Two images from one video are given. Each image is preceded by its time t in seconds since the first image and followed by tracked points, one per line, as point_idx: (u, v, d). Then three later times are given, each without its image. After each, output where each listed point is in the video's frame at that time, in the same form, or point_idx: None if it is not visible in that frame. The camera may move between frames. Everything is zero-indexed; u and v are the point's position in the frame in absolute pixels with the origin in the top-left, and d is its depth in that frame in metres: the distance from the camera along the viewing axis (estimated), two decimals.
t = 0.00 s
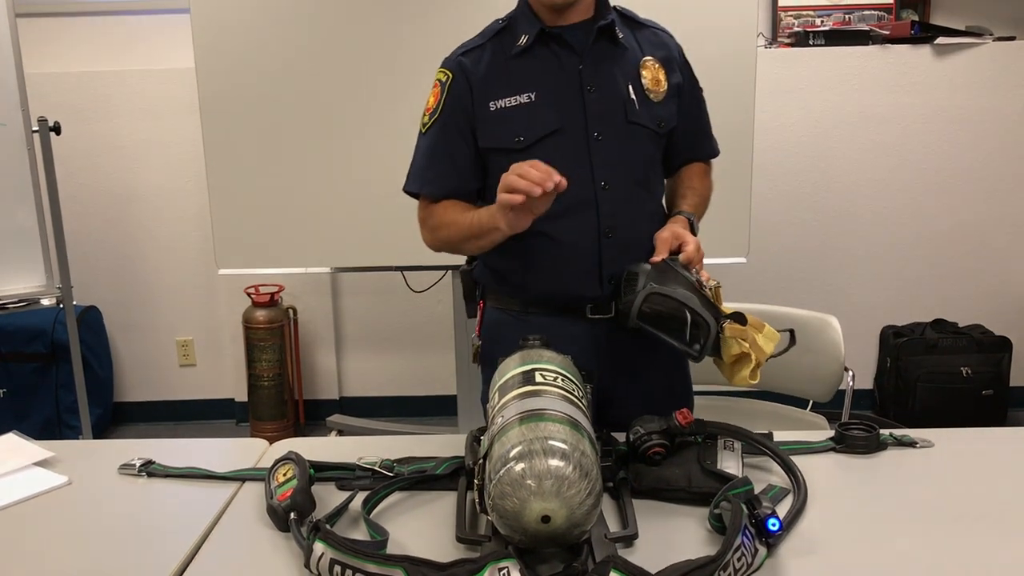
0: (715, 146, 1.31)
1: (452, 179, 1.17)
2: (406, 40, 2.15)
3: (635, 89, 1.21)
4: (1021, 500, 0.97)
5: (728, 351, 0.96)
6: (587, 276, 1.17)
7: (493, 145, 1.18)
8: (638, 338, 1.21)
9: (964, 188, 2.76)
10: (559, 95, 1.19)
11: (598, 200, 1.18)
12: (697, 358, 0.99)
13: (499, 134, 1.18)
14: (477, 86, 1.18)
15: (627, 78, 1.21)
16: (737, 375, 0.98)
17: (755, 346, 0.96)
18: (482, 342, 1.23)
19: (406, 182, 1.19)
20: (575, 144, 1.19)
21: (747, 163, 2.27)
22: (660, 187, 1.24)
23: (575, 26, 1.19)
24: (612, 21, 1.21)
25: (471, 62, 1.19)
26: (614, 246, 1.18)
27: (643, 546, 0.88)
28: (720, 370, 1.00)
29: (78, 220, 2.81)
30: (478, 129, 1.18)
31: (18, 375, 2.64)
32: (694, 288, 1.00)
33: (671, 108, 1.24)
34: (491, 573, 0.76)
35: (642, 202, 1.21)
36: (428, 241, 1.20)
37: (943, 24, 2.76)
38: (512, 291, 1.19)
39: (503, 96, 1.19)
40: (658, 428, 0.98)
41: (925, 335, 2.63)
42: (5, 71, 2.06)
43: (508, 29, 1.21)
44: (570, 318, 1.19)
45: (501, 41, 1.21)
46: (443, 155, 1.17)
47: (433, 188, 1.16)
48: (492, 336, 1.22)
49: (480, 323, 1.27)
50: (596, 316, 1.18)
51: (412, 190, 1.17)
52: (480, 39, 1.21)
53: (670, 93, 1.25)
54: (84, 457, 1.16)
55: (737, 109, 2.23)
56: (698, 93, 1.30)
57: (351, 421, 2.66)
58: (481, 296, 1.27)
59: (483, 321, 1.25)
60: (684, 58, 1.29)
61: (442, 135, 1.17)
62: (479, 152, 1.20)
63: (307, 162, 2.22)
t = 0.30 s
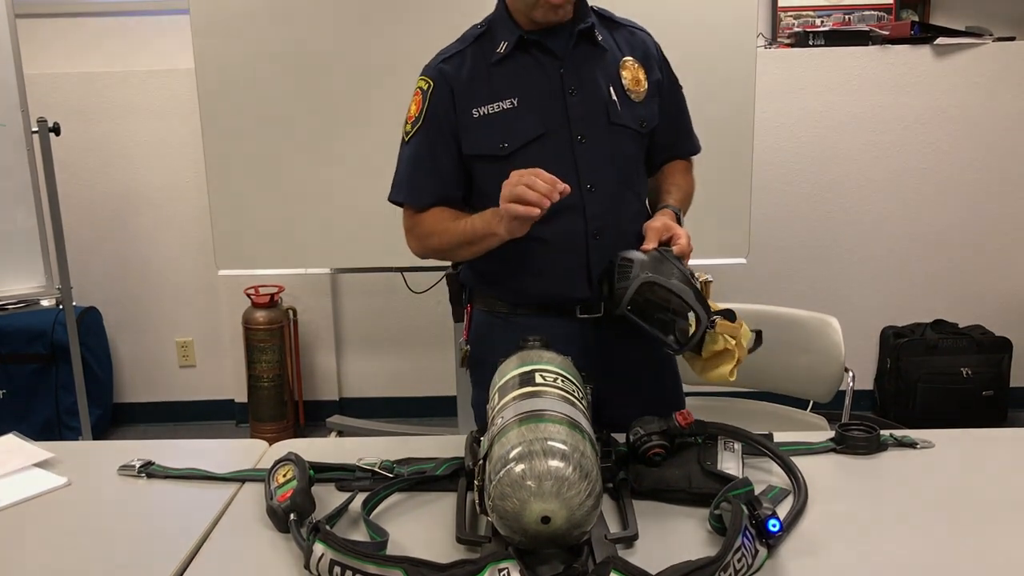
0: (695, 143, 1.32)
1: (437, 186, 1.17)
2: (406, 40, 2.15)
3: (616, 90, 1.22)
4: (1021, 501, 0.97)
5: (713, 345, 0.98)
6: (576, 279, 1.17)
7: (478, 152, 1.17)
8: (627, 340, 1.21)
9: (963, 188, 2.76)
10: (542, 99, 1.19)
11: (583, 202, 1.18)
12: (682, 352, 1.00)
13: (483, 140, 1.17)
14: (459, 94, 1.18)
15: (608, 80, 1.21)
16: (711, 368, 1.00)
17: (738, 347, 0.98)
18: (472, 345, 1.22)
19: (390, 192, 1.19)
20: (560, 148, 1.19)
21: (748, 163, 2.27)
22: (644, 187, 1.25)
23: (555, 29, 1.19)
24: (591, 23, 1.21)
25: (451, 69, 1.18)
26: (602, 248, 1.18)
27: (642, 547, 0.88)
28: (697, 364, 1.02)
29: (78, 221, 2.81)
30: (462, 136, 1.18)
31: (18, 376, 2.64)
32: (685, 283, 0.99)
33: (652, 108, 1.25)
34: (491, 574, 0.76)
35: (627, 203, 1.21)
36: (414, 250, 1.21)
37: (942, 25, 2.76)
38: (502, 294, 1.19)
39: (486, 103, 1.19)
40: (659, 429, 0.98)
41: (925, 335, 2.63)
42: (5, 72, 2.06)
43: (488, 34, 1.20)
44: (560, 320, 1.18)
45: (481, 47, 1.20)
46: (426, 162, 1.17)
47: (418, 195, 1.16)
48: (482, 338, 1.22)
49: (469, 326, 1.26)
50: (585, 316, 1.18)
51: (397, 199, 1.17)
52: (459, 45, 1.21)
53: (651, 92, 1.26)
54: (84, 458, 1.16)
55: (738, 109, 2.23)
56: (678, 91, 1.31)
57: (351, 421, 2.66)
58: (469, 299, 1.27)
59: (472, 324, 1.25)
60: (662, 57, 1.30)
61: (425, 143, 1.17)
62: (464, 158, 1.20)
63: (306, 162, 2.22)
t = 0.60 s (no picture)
0: (688, 139, 1.32)
1: (431, 188, 1.17)
2: (406, 38, 2.15)
3: (608, 88, 1.22)
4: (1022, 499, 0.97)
5: (710, 346, 0.98)
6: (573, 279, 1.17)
7: (471, 153, 1.17)
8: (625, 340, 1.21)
9: (964, 187, 2.76)
10: (535, 99, 1.19)
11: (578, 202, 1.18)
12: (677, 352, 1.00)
13: (477, 141, 1.17)
14: (452, 96, 1.18)
15: (601, 79, 1.21)
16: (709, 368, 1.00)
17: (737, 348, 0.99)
18: (469, 344, 1.22)
19: (385, 194, 1.19)
20: (554, 148, 1.19)
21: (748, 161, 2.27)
22: (638, 186, 1.25)
23: (546, 29, 1.19)
24: (583, 22, 1.21)
25: (444, 70, 1.18)
26: (597, 247, 1.19)
27: (642, 545, 0.88)
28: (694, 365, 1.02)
29: (78, 219, 2.81)
30: (456, 137, 1.18)
31: (18, 375, 2.64)
32: (684, 282, 0.99)
33: (645, 106, 1.25)
34: (491, 572, 0.76)
35: (621, 201, 1.21)
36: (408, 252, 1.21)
37: (943, 23, 2.76)
38: (499, 293, 1.19)
39: (479, 104, 1.18)
40: (659, 427, 0.98)
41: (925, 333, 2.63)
42: (5, 70, 2.06)
43: (480, 34, 1.20)
44: (558, 320, 1.19)
45: (473, 47, 1.20)
46: (420, 164, 1.17)
47: (413, 196, 1.16)
48: (477, 338, 1.22)
49: (465, 325, 1.25)
50: (582, 314, 1.18)
51: (391, 201, 1.17)
52: (451, 46, 1.20)
53: (643, 90, 1.26)
54: (84, 457, 1.16)
55: (738, 107, 2.23)
56: (671, 88, 1.31)
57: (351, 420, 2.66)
58: (465, 298, 1.27)
59: (468, 323, 1.24)
60: (654, 54, 1.30)
61: (420, 146, 1.17)
62: (458, 159, 1.19)
63: (306, 160, 2.22)
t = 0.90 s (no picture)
0: (693, 135, 1.32)
1: (437, 187, 1.17)
2: (405, 37, 2.14)
3: (611, 86, 1.21)
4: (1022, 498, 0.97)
5: (717, 344, 1.00)
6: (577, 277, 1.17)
7: (475, 153, 1.17)
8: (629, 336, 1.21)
9: (964, 185, 2.76)
10: (537, 98, 1.19)
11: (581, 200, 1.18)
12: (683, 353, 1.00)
13: (481, 141, 1.17)
14: (455, 96, 1.18)
15: (603, 76, 1.21)
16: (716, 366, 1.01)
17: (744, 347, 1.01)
18: (472, 343, 1.22)
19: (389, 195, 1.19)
20: (557, 147, 1.19)
21: (748, 160, 2.27)
22: (642, 183, 1.25)
23: (549, 28, 1.19)
24: (585, 21, 1.20)
25: (447, 71, 1.18)
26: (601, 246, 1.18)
27: (642, 544, 0.88)
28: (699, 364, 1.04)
29: (78, 217, 2.81)
30: (459, 137, 1.18)
31: (18, 373, 2.64)
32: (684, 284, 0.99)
33: (648, 102, 1.25)
34: (491, 570, 0.76)
35: (625, 199, 1.21)
36: (411, 250, 1.21)
37: (943, 21, 2.76)
38: (504, 291, 1.19)
39: (482, 103, 1.18)
40: (659, 425, 0.98)
41: (925, 332, 2.63)
42: (5, 68, 2.06)
43: (482, 34, 1.20)
44: (561, 318, 1.18)
45: (476, 47, 1.20)
46: (425, 164, 1.17)
47: (417, 196, 1.16)
48: (483, 336, 1.23)
49: (470, 323, 1.26)
50: (587, 313, 1.18)
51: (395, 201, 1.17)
52: (454, 46, 1.21)
53: (647, 86, 1.25)
54: (84, 455, 1.16)
55: (738, 106, 2.23)
56: (675, 83, 1.31)
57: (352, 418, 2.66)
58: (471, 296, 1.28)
59: (472, 321, 1.24)
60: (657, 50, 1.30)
61: (423, 147, 1.17)
62: (462, 159, 1.19)
63: (306, 159, 2.22)
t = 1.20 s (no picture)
0: (706, 136, 1.32)
1: (447, 185, 1.18)
2: (406, 37, 2.15)
3: (624, 86, 1.21)
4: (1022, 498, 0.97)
5: (729, 345, 0.99)
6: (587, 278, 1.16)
7: (486, 151, 1.18)
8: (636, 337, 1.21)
9: (964, 185, 2.76)
10: (549, 97, 1.19)
11: (591, 200, 1.19)
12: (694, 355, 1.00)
13: (492, 139, 1.17)
14: (467, 93, 1.18)
15: (617, 77, 1.21)
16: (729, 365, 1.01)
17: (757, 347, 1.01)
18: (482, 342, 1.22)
19: (398, 190, 1.19)
20: (568, 146, 1.19)
21: (748, 160, 2.27)
22: (654, 184, 1.25)
23: (563, 27, 1.19)
24: (599, 21, 1.20)
25: (460, 68, 1.18)
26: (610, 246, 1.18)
27: (643, 544, 0.88)
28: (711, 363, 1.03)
29: (78, 218, 2.81)
30: (470, 135, 1.18)
31: (18, 373, 2.64)
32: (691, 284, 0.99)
33: (661, 103, 1.25)
34: (491, 571, 0.76)
35: (635, 200, 1.21)
36: (417, 246, 1.21)
37: (943, 22, 2.76)
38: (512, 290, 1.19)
39: (494, 102, 1.19)
40: (659, 425, 0.98)
41: (925, 332, 2.63)
42: (5, 68, 2.06)
43: (496, 32, 1.20)
44: (567, 317, 1.19)
45: (489, 45, 1.20)
46: (435, 162, 1.17)
47: (427, 193, 1.16)
48: (492, 335, 1.23)
49: (480, 321, 1.27)
50: (597, 313, 1.18)
51: (404, 197, 1.17)
52: (468, 43, 1.21)
53: (660, 87, 1.25)
54: (85, 455, 1.16)
55: (737, 106, 2.23)
56: (689, 84, 1.31)
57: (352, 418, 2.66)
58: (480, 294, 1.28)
59: (483, 320, 1.25)
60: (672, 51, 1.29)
61: (434, 144, 1.17)
62: (472, 157, 1.20)
63: (306, 159, 2.22)
